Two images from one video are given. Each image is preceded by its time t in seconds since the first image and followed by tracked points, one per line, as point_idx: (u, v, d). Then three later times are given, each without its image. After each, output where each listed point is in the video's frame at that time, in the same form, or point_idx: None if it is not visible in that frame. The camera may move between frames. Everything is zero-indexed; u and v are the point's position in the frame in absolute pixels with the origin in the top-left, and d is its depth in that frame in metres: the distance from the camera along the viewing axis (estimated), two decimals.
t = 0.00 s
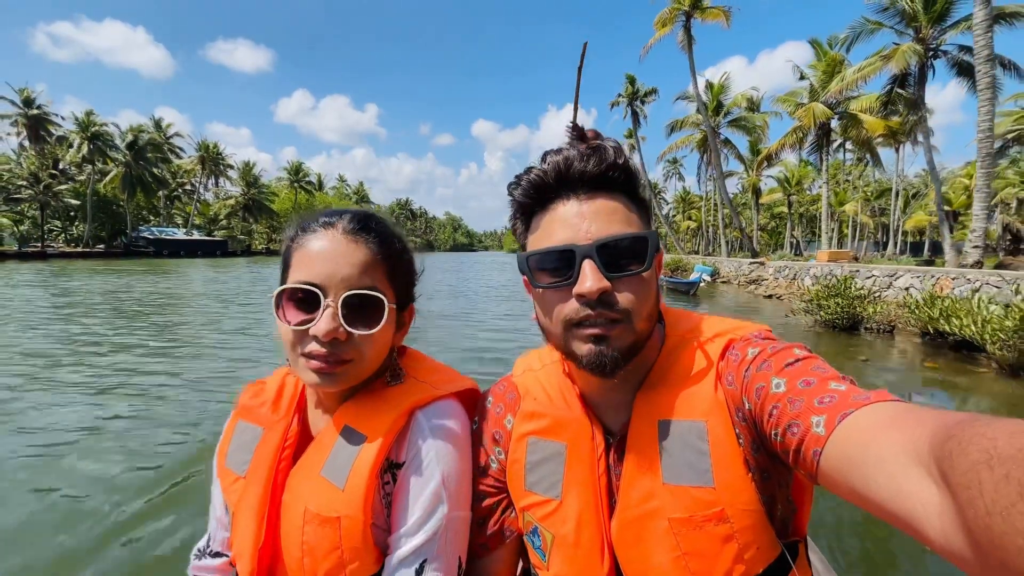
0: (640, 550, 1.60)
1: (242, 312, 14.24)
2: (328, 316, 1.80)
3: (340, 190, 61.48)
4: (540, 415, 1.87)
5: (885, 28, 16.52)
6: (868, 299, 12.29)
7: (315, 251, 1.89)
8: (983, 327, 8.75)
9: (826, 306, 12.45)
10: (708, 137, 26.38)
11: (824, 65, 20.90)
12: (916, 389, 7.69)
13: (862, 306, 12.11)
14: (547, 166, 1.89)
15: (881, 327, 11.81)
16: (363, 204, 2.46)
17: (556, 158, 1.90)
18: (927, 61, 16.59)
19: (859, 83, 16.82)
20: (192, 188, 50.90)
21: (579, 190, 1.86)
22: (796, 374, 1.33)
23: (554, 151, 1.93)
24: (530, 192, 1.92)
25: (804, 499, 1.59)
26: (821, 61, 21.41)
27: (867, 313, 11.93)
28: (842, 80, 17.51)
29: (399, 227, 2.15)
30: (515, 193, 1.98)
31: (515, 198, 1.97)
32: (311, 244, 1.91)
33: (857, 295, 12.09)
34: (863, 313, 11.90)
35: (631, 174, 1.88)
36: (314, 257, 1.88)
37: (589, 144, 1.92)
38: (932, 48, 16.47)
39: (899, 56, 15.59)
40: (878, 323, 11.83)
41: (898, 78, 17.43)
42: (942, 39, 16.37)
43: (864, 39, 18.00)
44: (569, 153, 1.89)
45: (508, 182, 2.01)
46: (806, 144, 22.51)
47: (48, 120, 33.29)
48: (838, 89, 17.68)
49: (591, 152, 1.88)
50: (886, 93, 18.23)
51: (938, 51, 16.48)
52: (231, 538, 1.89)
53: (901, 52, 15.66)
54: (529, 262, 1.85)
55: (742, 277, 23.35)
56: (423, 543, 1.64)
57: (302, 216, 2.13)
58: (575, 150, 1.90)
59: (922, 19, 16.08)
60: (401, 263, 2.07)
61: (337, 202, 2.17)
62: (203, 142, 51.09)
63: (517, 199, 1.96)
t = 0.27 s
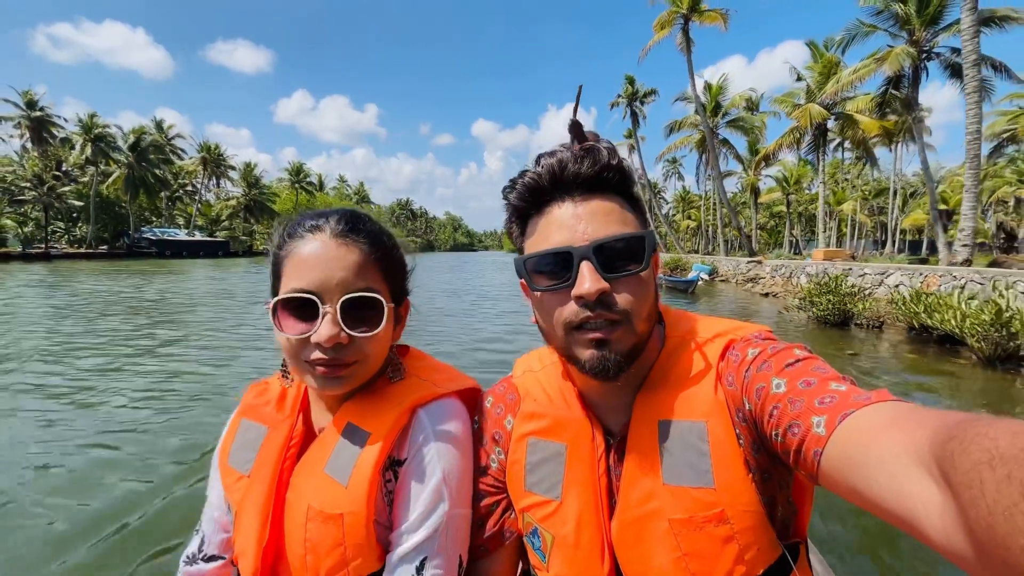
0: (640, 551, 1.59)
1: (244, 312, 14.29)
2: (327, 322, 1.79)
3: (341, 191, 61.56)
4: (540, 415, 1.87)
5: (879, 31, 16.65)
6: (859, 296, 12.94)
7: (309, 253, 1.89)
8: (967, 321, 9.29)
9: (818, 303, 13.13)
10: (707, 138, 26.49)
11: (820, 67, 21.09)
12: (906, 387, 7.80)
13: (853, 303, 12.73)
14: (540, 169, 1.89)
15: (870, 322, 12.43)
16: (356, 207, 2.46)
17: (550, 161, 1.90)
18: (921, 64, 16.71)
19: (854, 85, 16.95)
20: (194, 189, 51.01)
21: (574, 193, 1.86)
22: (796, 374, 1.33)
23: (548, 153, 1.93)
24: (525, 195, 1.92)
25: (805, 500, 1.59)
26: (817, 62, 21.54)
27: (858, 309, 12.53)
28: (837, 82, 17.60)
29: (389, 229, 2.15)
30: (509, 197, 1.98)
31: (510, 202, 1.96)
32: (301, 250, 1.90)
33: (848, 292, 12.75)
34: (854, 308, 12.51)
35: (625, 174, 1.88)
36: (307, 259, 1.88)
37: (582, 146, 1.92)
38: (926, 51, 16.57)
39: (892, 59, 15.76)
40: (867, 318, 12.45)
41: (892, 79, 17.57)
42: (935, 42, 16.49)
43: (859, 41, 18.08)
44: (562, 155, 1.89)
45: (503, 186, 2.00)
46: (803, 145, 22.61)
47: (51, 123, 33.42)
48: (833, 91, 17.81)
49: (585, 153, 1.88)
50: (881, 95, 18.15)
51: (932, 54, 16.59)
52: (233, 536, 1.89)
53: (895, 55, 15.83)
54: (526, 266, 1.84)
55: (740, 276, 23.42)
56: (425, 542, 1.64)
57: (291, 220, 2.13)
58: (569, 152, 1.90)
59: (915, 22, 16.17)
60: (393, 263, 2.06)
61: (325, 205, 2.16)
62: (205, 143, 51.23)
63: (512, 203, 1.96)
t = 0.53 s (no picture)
0: (638, 548, 1.59)
1: (245, 312, 14.34)
2: (338, 316, 1.79)
3: (342, 191, 61.68)
4: (538, 413, 1.87)
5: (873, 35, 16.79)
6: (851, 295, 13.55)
7: (308, 253, 1.89)
8: (948, 316, 9.84)
9: (811, 301, 13.75)
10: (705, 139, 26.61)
11: (816, 70, 21.27)
12: (898, 384, 7.89)
13: (845, 301, 13.38)
14: (533, 169, 1.89)
15: (862, 319, 13.05)
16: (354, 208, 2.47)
17: (543, 161, 1.91)
18: (915, 67, 16.82)
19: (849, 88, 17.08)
20: (196, 190, 51.17)
21: (568, 193, 1.86)
22: (794, 371, 1.33)
23: (541, 154, 1.94)
24: (519, 197, 1.92)
25: (802, 496, 1.59)
26: (814, 65, 21.68)
27: (850, 307, 13.19)
28: (833, 85, 17.71)
29: (394, 228, 2.16)
30: (503, 199, 1.98)
31: (503, 204, 1.97)
32: (310, 242, 1.91)
33: (840, 291, 13.40)
34: (846, 306, 13.17)
35: (619, 172, 1.89)
36: (308, 259, 1.88)
37: (575, 146, 1.93)
38: (920, 54, 16.67)
39: (886, 63, 15.94)
40: (858, 315, 13.11)
41: (886, 82, 17.70)
42: (928, 46, 16.61)
43: (854, 45, 18.18)
44: (556, 155, 1.90)
45: (495, 188, 2.00)
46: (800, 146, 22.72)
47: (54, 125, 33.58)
48: (829, 94, 17.92)
49: (578, 152, 1.89)
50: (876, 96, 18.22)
51: (925, 57, 16.70)
52: (232, 535, 1.89)
53: (889, 59, 16.00)
54: (522, 268, 1.84)
55: (738, 275, 23.48)
56: (425, 541, 1.64)
57: (287, 224, 2.13)
58: (562, 152, 1.91)
59: (908, 26, 16.31)
60: (398, 261, 2.07)
61: (325, 204, 2.17)
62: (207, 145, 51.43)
63: (505, 204, 1.96)
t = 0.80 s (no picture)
0: (637, 547, 1.58)
1: (248, 312, 14.40)
2: (338, 319, 1.80)
3: (344, 193, 61.86)
4: (536, 413, 1.88)
5: (868, 40, 16.91)
6: (843, 294, 13.90)
7: (302, 260, 1.90)
8: (931, 313, 10.45)
9: (805, 300, 14.04)
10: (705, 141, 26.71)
11: (814, 74, 21.41)
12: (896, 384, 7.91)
13: (837, 300, 13.72)
14: (521, 174, 1.90)
15: (853, 318, 13.45)
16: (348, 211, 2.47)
17: (532, 165, 1.91)
18: (910, 72, 16.91)
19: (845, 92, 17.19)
20: (200, 192, 51.39)
21: (557, 197, 1.86)
22: (792, 371, 1.33)
23: (529, 157, 1.94)
24: (509, 202, 1.92)
25: (801, 494, 1.59)
26: (811, 68, 21.81)
27: (842, 305, 13.55)
28: (831, 88, 17.79)
29: (389, 230, 2.16)
30: (493, 203, 1.98)
31: (493, 209, 1.97)
32: (305, 248, 1.91)
33: (832, 290, 13.74)
34: (838, 304, 13.51)
35: (609, 173, 1.88)
36: (302, 266, 1.89)
37: (564, 148, 1.94)
38: (915, 59, 16.76)
39: (881, 68, 16.11)
40: (850, 314, 13.50)
41: (882, 86, 17.81)
42: (923, 51, 16.71)
43: (851, 49, 18.30)
44: (544, 159, 1.91)
45: (486, 192, 2.00)
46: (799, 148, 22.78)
47: (61, 128, 33.82)
48: (826, 97, 18.01)
49: (566, 156, 1.90)
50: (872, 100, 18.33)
51: (921, 62, 16.78)
52: (233, 533, 1.90)
53: (884, 64, 16.18)
54: (515, 273, 1.85)
55: (736, 276, 23.54)
56: (425, 539, 1.64)
57: (277, 231, 2.13)
58: (551, 155, 1.92)
59: (903, 31, 16.46)
60: (396, 265, 2.07)
61: (317, 207, 2.17)
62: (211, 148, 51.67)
63: (496, 210, 1.96)
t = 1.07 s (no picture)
0: (636, 548, 1.58)
1: (250, 314, 14.43)
2: (329, 319, 1.80)
3: (346, 195, 62.03)
4: (536, 412, 1.87)
5: (863, 46, 16.95)
6: (837, 294, 14.09)
7: (294, 260, 1.90)
8: (916, 312, 10.87)
9: (801, 300, 14.34)
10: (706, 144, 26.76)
11: (812, 79, 21.46)
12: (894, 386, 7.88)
13: (831, 300, 13.89)
14: (516, 174, 1.90)
15: (846, 317, 13.63)
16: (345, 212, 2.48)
17: (526, 166, 1.91)
18: (905, 78, 16.95)
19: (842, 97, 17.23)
20: (204, 195, 51.60)
21: (551, 197, 1.86)
22: (794, 372, 1.32)
23: (524, 158, 1.94)
24: (505, 201, 1.93)
25: (802, 496, 1.58)
26: (809, 73, 21.87)
27: (836, 304, 13.72)
28: (828, 94, 17.83)
29: (385, 230, 2.17)
30: (490, 202, 1.98)
31: (491, 207, 1.98)
32: (298, 248, 1.91)
33: (826, 291, 13.97)
34: (831, 304, 13.72)
35: (603, 172, 1.87)
36: (295, 267, 1.88)
37: (557, 149, 1.93)
38: (910, 66, 16.78)
39: (877, 75, 16.18)
40: (842, 314, 13.57)
41: (878, 92, 17.84)
42: (919, 57, 16.71)
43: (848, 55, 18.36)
44: (538, 159, 1.90)
45: (483, 191, 2.01)
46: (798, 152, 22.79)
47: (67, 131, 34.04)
48: (823, 102, 18.04)
49: (559, 156, 1.89)
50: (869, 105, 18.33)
51: (916, 68, 16.78)
52: (230, 534, 1.89)
53: (879, 70, 16.25)
54: (510, 273, 1.85)
55: (735, 278, 23.56)
56: (422, 539, 1.64)
57: (272, 230, 2.14)
58: (544, 156, 1.92)
59: (899, 38, 16.51)
60: (390, 266, 2.07)
61: (313, 207, 2.17)
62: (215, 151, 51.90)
63: (493, 208, 1.97)
